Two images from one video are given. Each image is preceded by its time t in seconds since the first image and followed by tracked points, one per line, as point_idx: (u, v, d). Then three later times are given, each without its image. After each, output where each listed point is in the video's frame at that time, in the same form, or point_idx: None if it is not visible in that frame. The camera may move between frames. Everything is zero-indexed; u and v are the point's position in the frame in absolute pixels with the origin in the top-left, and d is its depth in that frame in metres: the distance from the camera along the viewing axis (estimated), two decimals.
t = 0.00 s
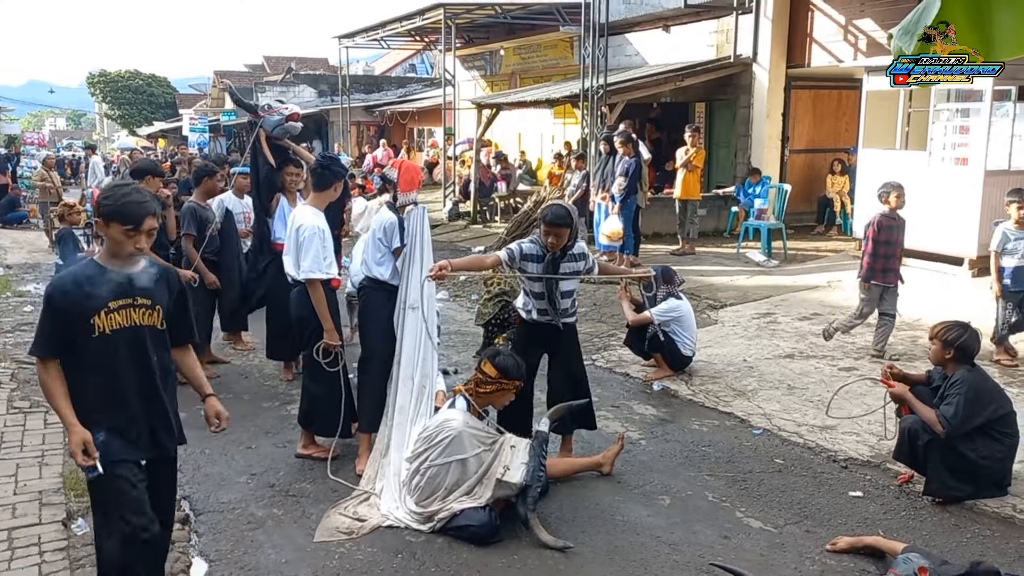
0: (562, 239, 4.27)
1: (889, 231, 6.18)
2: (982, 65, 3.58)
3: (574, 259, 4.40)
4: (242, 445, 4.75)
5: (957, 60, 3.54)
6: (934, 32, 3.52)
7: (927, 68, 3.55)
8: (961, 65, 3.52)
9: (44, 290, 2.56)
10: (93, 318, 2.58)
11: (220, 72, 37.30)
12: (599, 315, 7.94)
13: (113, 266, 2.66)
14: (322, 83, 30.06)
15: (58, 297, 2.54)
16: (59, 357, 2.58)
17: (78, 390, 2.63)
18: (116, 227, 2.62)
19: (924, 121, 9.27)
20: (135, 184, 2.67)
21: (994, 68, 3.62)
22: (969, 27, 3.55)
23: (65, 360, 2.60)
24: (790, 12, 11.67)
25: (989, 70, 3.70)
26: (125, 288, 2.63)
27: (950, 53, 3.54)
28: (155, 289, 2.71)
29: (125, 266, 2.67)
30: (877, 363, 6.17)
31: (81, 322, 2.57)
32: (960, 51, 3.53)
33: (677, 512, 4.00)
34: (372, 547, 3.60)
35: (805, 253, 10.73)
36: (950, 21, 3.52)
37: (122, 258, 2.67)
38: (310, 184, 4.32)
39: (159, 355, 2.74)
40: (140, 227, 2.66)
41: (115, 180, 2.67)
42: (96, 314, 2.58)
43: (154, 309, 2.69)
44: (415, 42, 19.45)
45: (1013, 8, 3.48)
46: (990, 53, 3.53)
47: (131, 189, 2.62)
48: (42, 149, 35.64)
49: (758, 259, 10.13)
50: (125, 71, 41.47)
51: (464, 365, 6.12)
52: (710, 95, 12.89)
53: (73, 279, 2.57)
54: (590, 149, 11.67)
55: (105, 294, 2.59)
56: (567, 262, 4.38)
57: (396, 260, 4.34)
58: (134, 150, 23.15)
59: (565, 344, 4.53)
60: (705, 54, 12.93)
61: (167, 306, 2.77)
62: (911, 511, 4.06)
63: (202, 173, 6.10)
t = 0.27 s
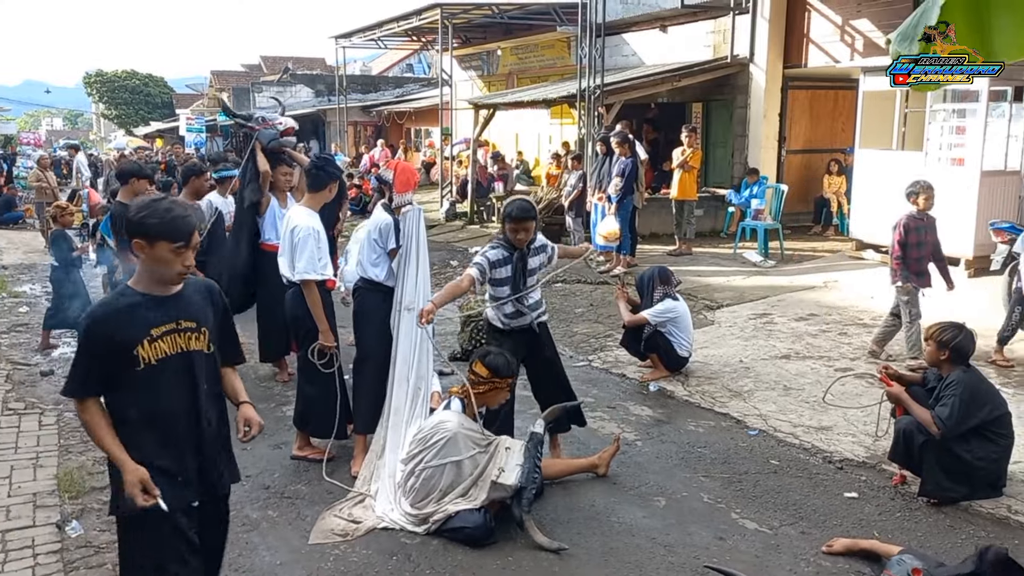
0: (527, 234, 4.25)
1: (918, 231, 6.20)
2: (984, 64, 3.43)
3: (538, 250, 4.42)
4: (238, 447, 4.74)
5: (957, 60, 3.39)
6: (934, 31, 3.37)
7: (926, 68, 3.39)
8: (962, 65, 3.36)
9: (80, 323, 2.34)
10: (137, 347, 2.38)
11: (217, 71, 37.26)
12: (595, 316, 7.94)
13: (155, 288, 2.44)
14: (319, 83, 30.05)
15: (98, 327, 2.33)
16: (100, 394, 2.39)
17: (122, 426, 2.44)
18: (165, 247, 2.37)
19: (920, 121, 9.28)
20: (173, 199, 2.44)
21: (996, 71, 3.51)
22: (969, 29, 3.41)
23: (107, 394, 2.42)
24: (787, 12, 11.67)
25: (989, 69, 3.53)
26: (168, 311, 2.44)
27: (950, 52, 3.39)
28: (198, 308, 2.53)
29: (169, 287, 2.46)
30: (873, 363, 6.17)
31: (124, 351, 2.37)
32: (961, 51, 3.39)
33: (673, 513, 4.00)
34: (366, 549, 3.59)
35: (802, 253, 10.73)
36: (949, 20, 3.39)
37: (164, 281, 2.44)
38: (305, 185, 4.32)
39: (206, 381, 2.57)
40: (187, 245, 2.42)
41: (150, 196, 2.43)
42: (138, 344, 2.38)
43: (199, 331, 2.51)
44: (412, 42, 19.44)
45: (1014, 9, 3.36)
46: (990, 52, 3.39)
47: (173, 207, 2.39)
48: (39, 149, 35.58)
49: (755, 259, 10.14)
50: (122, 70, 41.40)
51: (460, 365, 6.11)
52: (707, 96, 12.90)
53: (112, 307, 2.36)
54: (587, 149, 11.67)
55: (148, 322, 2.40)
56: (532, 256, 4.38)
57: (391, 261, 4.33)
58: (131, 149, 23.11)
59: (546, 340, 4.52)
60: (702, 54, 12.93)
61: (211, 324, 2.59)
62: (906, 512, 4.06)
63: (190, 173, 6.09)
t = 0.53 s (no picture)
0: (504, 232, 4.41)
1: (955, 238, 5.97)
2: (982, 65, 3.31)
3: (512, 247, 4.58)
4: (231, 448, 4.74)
5: (958, 61, 3.12)
6: (933, 31, 3.03)
7: (926, 70, 3.09)
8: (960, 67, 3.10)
9: (139, 338, 2.14)
10: (201, 364, 2.20)
11: (214, 71, 37.25)
12: (591, 316, 7.95)
13: (220, 302, 2.27)
14: (316, 83, 30.03)
15: (165, 339, 2.15)
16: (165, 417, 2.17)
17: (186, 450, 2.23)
18: (239, 255, 2.23)
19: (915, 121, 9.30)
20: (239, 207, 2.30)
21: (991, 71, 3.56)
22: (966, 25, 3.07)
23: (168, 414, 2.21)
24: (783, 12, 11.68)
25: (990, 71, 3.57)
26: (233, 326, 2.28)
27: (950, 53, 3.08)
28: (257, 325, 2.37)
29: (234, 300, 2.30)
30: (867, 364, 6.18)
31: (188, 368, 2.19)
32: (961, 51, 3.08)
33: (665, 514, 4.01)
34: (359, 550, 3.60)
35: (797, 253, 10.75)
36: (949, 19, 3.03)
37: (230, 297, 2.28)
38: (297, 186, 4.32)
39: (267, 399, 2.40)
40: (259, 257, 2.28)
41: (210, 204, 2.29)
42: (204, 361, 2.20)
43: (260, 350, 2.35)
44: (409, 42, 19.44)
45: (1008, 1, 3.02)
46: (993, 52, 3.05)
47: (244, 214, 2.26)
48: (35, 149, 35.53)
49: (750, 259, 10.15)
50: (118, 70, 41.34)
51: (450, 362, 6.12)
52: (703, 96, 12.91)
53: (176, 320, 2.18)
54: (583, 150, 11.68)
55: (212, 338, 2.22)
56: (509, 251, 4.54)
57: (384, 262, 4.32)
58: (127, 150, 23.08)
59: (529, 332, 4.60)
60: (698, 55, 12.94)
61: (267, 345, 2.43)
62: (898, 512, 4.07)
63: (170, 173, 5.91)
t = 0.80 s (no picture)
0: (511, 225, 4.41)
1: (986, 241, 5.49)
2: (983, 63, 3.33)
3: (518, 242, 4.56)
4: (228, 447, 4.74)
5: (958, 61, 3.05)
6: (933, 30, 3.01)
7: (926, 69, 3.05)
8: (961, 67, 3.03)
9: (229, 354, 1.95)
10: (297, 386, 2.00)
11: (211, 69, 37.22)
12: (588, 314, 7.95)
13: (318, 318, 2.07)
14: (312, 81, 30.00)
15: (259, 359, 1.96)
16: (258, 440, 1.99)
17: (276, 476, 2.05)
18: (340, 266, 2.02)
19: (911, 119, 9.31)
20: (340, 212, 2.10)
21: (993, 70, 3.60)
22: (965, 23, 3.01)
23: (262, 437, 2.03)
24: (779, 10, 11.68)
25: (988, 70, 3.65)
26: (332, 344, 2.09)
27: (950, 53, 3.02)
28: (354, 341, 2.18)
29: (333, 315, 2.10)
30: (863, 361, 6.19)
31: (284, 391, 1.99)
32: (961, 51, 3.01)
33: (662, 511, 4.02)
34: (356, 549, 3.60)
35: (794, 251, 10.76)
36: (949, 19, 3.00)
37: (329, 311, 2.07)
38: (293, 184, 4.32)
39: (360, 422, 2.21)
40: (358, 270, 2.06)
41: (309, 209, 2.09)
42: (300, 382, 2.00)
43: (356, 371, 2.16)
44: (405, 40, 19.43)
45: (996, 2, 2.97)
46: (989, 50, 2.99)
47: (345, 221, 2.05)
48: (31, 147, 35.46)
49: (747, 257, 10.17)
50: (115, 68, 41.25)
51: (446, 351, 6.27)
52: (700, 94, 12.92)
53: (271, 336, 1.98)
54: (580, 147, 11.68)
55: (309, 356, 2.03)
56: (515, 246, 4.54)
57: (381, 260, 4.36)
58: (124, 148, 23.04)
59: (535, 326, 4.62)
60: (695, 52, 12.94)
61: (363, 364, 2.23)
62: (894, 509, 4.08)
63: (157, 170, 6.21)
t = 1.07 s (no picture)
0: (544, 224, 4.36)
1: None
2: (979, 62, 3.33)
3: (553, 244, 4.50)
4: (222, 447, 4.73)
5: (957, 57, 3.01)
6: (932, 30, 2.75)
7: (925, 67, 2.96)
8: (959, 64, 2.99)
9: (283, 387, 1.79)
10: (356, 425, 1.79)
11: (206, 70, 37.16)
12: (583, 314, 7.95)
13: (385, 348, 1.84)
14: (308, 82, 29.99)
15: (311, 390, 1.76)
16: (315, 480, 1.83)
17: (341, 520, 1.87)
18: (384, 290, 1.79)
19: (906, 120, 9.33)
20: (404, 224, 1.85)
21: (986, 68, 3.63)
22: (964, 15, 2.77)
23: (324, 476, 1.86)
24: (774, 11, 11.70)
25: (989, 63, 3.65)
26: (401, 377, 1.85)
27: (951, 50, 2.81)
28: (435, 374, 1.92)
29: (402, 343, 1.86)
30: (858, 361, 6.20)
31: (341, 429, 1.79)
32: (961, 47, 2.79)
33: (656, 510, 4.02)
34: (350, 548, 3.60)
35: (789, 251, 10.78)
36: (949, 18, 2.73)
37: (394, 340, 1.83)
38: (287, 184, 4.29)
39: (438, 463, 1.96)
40: (419, 291, 1.80)
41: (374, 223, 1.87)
42: (360, 420, 1.79)
43: (434, 408, 1.91)
44: (401, 41, 19.42)
45: None
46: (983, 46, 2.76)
47: (399, 234, 1.81)
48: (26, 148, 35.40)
49: (742, 257, 10.18)
50: (110, 70, 41.20)
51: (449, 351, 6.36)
52: (695, 95, 12.93)
53: (328, 365, 1.79)
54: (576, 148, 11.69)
55: (371, 391, 1.81)
56: (549, 248, 4.47)
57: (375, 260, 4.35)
58: (119, 149, 23.01)
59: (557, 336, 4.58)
60: (691, 53, 12.95)
61: (449, 399, 1.98)
62: (887, 508, 4.08)
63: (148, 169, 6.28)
